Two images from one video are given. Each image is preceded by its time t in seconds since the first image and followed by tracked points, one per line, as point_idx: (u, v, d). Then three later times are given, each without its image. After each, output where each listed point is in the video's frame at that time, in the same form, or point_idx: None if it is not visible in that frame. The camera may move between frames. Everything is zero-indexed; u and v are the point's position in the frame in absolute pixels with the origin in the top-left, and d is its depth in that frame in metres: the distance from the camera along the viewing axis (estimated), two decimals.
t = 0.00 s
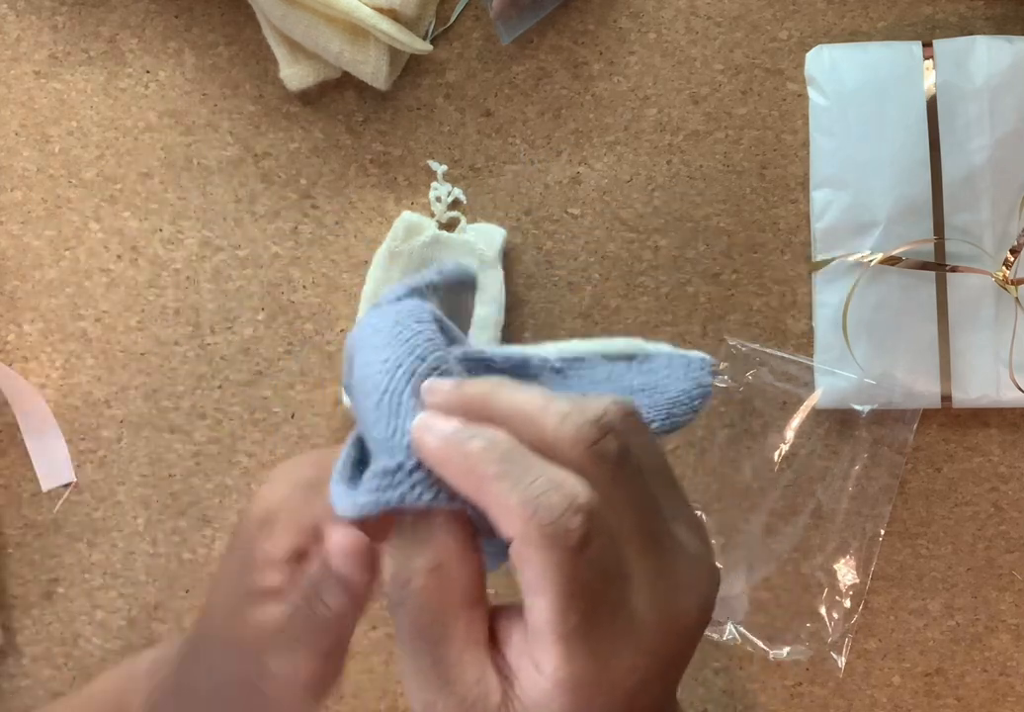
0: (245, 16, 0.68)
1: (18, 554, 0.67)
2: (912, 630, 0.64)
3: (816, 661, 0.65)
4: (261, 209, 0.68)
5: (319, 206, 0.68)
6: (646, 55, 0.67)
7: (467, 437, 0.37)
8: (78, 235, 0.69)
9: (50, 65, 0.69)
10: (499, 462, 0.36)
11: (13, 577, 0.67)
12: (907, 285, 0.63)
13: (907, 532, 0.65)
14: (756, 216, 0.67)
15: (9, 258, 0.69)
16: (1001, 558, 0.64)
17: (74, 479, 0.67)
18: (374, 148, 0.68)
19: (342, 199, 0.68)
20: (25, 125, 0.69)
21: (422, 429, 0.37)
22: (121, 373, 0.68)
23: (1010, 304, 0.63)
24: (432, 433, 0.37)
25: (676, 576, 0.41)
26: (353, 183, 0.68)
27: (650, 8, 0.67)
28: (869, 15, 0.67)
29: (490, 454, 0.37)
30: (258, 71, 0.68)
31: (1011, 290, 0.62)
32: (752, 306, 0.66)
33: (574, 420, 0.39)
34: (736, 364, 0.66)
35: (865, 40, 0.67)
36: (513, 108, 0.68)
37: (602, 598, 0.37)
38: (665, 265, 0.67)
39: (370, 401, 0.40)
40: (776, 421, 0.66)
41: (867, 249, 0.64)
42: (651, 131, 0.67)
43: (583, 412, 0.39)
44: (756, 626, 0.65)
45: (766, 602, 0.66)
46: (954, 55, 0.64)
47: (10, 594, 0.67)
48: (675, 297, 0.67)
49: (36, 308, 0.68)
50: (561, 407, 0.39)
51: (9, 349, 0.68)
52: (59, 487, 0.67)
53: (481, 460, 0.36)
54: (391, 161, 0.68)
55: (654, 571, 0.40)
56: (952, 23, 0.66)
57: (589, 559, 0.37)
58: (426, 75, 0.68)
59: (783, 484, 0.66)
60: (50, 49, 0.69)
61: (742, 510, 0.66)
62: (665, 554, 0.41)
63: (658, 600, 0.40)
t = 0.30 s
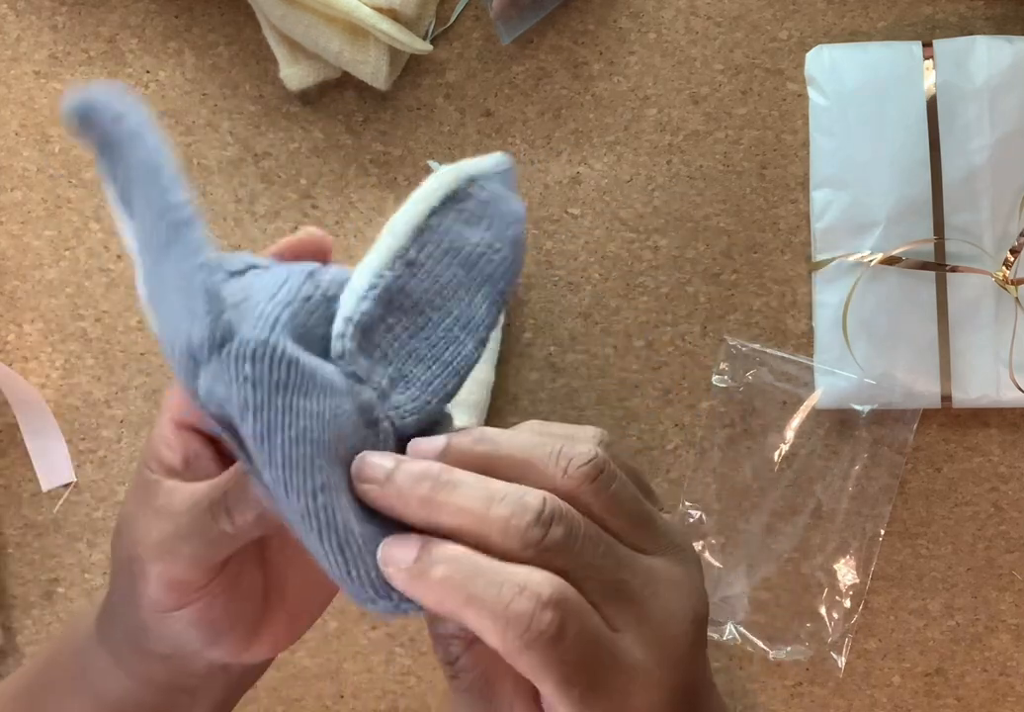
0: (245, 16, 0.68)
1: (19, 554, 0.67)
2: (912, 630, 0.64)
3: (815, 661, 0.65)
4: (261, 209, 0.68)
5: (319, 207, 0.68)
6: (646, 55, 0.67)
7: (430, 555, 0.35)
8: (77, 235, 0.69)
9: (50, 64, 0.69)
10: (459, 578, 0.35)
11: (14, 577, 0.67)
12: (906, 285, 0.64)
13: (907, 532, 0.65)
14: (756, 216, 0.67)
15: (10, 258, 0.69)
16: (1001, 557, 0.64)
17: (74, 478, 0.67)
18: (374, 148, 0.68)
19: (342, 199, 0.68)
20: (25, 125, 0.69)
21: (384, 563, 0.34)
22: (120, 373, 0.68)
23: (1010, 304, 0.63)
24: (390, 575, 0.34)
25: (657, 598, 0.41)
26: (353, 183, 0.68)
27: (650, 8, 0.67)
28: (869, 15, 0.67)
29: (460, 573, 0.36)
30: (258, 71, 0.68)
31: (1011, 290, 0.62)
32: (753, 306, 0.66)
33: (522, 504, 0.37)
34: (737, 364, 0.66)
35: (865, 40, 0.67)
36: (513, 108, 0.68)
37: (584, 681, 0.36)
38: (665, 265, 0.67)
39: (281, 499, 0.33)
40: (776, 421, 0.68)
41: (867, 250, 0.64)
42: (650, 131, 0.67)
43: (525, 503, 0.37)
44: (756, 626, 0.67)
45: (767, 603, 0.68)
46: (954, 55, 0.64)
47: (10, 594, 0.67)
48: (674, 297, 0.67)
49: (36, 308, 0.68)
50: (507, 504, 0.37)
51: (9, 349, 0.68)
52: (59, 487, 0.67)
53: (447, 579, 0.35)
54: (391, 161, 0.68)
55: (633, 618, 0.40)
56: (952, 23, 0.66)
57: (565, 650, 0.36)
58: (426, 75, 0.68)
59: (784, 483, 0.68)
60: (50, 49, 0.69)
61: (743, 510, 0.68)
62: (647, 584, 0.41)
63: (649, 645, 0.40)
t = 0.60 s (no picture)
0: (245, 16, 0.68)
1: (19, 554, 0.67)
2: (912, 630, 0.64)
3: (815, 661, 0.65)
4: (261, 209, 0.68)
5: (319, 207, 0.68)
6: (646, 55, 0.67)
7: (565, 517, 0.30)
8: (78, 235, 0.69)
9: (50, 64, 0.69)
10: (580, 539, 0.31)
11: (14, 577, 0.67)
12: (907, 285, 0.63)
13: (907, 532, 0.65)
14: (756, 216, 0.67)
15: (10, 258, 0.69)
16: (1001, 558, 0.64)
17: (74, 478, 0.67)
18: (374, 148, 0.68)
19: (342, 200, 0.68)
20: (25, 125, 0.69)
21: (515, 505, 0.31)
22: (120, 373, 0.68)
23: (1010, 304, 0.63)
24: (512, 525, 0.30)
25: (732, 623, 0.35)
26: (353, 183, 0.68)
27: (650, 8, 0.67)
28: (869, 15, 0.67)
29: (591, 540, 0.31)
30: (258, 71, 0.68)
31: (1011, 290, 0.62)
32: (753, 306, 0.66)
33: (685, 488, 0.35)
34: (736, 364, 0.66)
35: (865, 40, 0.67)
36: (513, 108, 0.68)
37: (662, 670, 0.32)
38: (665, 265, 0.67)
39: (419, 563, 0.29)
40: (776, 421, 0.67)
41: (867, 250, 0.64)
42: (650, 131, 0.67)
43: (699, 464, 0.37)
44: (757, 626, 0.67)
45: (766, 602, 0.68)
46: (954, 55, 0.64)
47: (10, 593, 0.67)
48: (674, 296, 0.67)
49: (36, 308, 0.69)
50: (669, 486, 0.35)
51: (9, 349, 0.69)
52: (59, 487, 0.67)
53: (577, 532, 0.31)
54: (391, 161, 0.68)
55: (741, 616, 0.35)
56: (952, 23, 0.66)
57: (645, 646, 0.32)
58: (426, 75, 0.68)
59: (784, 484, 0.67)
60: (50, 49, 0.69)
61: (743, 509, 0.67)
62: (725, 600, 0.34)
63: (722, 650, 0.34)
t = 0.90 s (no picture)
0: (245, 16, 0.68)
1: (18, 554, 0.67)
2: (912, 630, 0.64)
3: (815, 661, 0.65)
4: (261, 209, 0.68)
5: (319, 207, 0.68)
6: (646, 55, 0.67)
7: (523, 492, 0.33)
8: (78, 235, 0.69)
9: (50, 64, 0.69)
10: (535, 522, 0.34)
11: (13, 577, 0.67)
12: (907, 285, 0.63)
13: (907, 532, 0.65)
14: (756, 216, 0.67)
15: (10, 258, 0.69)
16: (1001, 558, 0.64)
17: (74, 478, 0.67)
18: (375, 148, 0.68)
19: (342, 200, 0.68)
20: (25, 125, 0.69)
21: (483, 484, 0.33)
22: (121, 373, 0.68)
23: (1010, 304, 0.63)
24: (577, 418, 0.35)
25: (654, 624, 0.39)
26: (353, 183, 0.68)
27: (650, 8, 0.67)
28: (869, 15, 0.67)
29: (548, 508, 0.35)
30: (258, 71, 0.68)
31: (1011, 290, 0.62)
32: (753, 306, 0.66)
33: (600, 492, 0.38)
34: (737, 364, 0.66)
35: (865, 40, 0.67)
36: (513, 108, 0.68)
37: (595, 648, 0.36)
38: (665, 265, 0.67)
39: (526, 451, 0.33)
40: (777, 421, 0.67)
41: (866, 250, 0.64)
42: (651, 131, 0.67)
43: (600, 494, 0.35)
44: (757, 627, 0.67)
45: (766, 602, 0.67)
46: (953, 55, 0.64)
47: (10, 594, 0.67)
48: (674, 296, 0.67)
49: (36, 308, 0.69)
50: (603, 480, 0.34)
51: (9, 349, 0.69)
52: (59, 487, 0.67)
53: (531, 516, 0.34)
54: (391, 161, 0.68)
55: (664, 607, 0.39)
56: (952, 23, 0.66)
57: (581, 624, 0.35)
58: (426, 76, 0.68)
59: (784, 484, 0.67)
60: (50, 49, 0.69)
61: (743, 510, 0.67)
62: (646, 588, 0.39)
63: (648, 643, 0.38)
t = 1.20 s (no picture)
0: (245, 16, 0.68)
1: (18, 554, 0.67)
2: (912, 630, 0.64)
3: (816, 661, 0.65)
4: (261, 209, 0.68)
5: (319, 207, 0.68)
6: (646, 55, 0.67)
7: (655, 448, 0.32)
8: (77, 234, 0.69)
9: (50, 64, 0.69)
10: (682, 473, 0.33)
11: (13, 577, 0.67)
12: (907, 285, 0.63)
13: (907, 532, 0.65)
14: (756, 216, 0.67)
15: (9, 258, 0.69)
16: (1001, 558, 0.64)
17: (74, 478, 0.67)
18: (375, 148, 0.68)
19: (342, 200, 0.68)
20: (25, 125, 0.69)
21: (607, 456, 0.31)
22: (121, 373, 0.68)
23: (1010, 304, 0.63)
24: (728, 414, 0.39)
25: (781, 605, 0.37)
26: (353, 183, 0.68)
27: (650, 8, 0.67)
28: (869, 15, 0.67)
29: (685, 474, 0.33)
30: (258, 71, 0.68)
31: (1011, 290, 0.62)
32: (753, 306, 0.66)
33: (726, 508, 0.34)
34: (736, 364, 0.66)
35: (865, 40, 0.67)
36: (513, 108, 0.68)
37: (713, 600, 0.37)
38: (665, 265, 0.67)
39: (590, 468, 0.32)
40: (776, 421, 0.67)
41: (867, 250, 0.64)
42: (651, 131, 0.67)
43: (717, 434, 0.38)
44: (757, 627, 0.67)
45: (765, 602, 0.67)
46: (953, 55, 0.64)
47: (10, 594, 0.67)
48: (674, 296, 0.67)
49: (36, 308, 0.69)
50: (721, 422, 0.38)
51: (9, 349, 0.69)
52: (59, 487, 0.67)
53: (673, 470, 0.33)
54: (391, 161, 0.68)
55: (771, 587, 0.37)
56: (952, 23, 0.66)
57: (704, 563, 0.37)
58: (426, 76, 0.68)
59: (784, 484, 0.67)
60: (50, 49, 0.69)
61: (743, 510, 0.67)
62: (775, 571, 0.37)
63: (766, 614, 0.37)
